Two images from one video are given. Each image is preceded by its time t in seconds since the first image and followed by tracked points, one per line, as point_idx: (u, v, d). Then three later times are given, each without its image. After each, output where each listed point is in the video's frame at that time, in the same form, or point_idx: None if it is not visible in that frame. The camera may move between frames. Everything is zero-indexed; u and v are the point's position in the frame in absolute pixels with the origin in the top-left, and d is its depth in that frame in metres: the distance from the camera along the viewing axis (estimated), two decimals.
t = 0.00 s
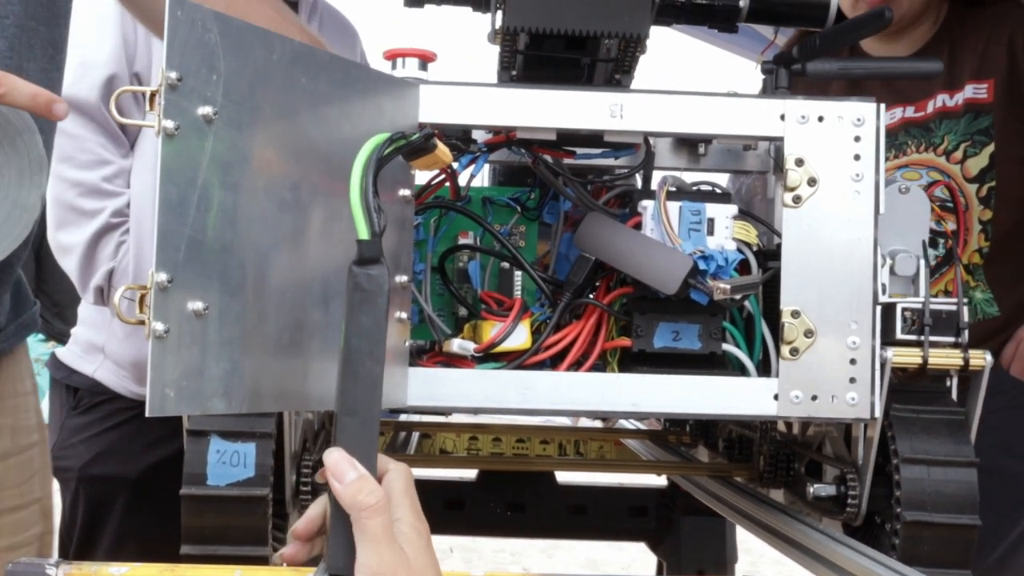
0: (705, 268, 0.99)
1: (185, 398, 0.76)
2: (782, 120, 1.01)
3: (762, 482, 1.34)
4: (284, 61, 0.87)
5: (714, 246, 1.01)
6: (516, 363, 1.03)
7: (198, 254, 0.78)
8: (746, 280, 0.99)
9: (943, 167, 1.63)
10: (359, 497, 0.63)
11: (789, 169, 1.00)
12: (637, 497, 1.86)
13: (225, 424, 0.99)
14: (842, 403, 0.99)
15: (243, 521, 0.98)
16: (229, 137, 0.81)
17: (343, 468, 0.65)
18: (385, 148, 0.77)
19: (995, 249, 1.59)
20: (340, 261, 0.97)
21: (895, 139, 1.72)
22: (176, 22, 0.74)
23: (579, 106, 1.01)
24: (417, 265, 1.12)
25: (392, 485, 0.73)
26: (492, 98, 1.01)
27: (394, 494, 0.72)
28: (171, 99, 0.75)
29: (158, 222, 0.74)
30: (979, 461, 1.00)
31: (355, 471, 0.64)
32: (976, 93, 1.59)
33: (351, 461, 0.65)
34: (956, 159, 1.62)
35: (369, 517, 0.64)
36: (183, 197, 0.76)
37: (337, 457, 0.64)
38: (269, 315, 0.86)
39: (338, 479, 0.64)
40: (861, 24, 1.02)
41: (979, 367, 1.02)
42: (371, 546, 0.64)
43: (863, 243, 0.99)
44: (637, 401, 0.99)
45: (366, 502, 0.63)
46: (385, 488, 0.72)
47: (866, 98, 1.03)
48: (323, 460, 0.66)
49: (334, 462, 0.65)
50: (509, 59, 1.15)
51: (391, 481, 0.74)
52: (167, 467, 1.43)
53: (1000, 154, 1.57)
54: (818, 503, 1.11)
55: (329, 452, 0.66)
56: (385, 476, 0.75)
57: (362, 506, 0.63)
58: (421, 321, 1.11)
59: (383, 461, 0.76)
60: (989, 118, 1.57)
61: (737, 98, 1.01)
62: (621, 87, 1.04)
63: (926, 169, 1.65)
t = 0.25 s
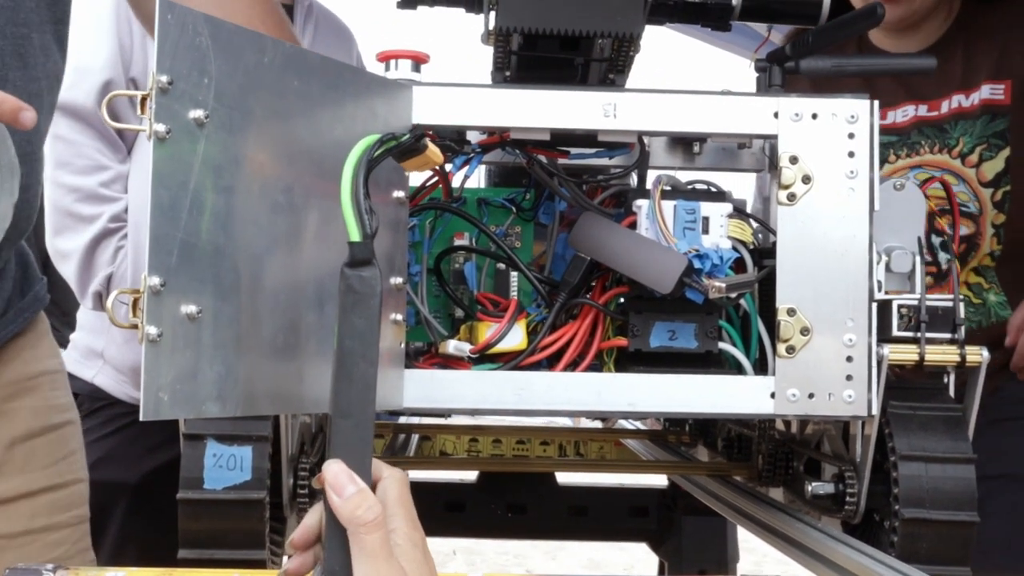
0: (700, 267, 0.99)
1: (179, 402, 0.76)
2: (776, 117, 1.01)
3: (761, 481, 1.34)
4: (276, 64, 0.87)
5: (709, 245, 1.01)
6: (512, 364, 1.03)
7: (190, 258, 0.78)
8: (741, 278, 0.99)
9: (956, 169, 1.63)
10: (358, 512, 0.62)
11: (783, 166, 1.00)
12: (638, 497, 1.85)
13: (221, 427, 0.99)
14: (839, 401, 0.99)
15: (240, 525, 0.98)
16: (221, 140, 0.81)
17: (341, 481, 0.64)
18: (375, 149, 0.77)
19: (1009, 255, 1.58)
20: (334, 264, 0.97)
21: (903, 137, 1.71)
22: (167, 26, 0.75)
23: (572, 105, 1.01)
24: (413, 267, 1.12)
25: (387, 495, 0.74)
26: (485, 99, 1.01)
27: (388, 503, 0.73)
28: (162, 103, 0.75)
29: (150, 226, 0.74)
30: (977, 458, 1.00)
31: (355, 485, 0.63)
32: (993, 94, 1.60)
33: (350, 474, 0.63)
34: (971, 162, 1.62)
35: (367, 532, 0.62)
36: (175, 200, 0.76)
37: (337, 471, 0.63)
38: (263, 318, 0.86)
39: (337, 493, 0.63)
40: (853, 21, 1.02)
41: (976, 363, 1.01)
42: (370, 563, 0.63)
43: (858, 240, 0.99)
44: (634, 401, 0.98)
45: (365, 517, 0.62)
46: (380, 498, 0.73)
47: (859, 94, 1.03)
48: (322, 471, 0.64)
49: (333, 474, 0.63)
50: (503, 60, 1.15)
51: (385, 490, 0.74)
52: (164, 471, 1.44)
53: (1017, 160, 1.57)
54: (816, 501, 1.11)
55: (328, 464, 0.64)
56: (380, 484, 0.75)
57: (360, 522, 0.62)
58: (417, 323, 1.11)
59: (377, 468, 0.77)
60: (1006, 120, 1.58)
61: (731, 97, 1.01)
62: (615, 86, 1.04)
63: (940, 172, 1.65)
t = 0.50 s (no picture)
0: (701, 266, 0.98)
1: (178, 402, 0.76)
2: (776, 116, 1.01)
3: (762, 481, 1.33)
4: (275, 63, 0.87)
5: (709, 244, 1.01)
6: (513, 363, 1.02)
7: (189, 257, 0.78)
8: (742, 277, 0.98)
9: (1013, 207, 1.69)
10: (358, 513, 0.62)
11: (784, 165, 1.00)
12: (638, 497, 1.85)
13: (220, 428, 0.98)
14: (840, 400, 0.99)
15: (239, 525, 0.98)
16: (220, 140, 0.81)
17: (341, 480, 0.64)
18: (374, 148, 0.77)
19: None
20: (334, 263, 0.97)
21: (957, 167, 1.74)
22: (165, 25, 0.74)
23: (572, 104, 1.00)
24: (412, 267, 1.12)
25: (387, 494, 0.74)
26: (484, 98, 1.00)
27: (388, 503, 0.73)
28: (161, 102, 0.74)
29: (149, 226, 0.74)
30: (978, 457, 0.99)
31: (355, 485, 0.63)
32: None
33: (350, 474, 0.63)
34: None
35: (366, 532, 0.62)
36: (174, 200, 0.76)
37: (337, 470, 0.62)
38: (263, 318, 0.86)
39: (337, 493, 0.62)
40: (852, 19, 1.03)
41: (977, 363, 1.01)
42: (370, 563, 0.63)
43: (859, 239, 0.99)
44: (634, 401, 0.98)
45: (364, 518, 0.62)
46: (379, 498, 0.72)
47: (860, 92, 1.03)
48: (322, 471, 0.64)
49: (333, 474, 0.63)
50: (502, 59, 1.15)
51: (385, 490, 0.74)
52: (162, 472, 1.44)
53: None
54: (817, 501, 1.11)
55: (328, 463, 0.64)
56: (380, 483, 0.75)
57: (359, 522, 0.62)
58: (417, 322, 1.11)
59: (377, 467, 0.76)
60: None
61: (732, 95, 1.01)
62: (615, 85, 1.03)
63: (995, 208, 1.70)
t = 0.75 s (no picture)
0: (702, 266, 0.98)
1: (179, 402, 0.76)
2: (778, 116, 1.01)
3: (763, 481, 1.33)
4: (276, 62, 0.87)
5: (711, 244, 1.01)
6: (514, 364, 1.02)
7: (190, 256, 0.78)
8: (743, 277, 0.98)
9: None
10: (358, 513, 0.62)
11: (786, 165, 0.99)
12: (638, 498, 1.85)
13: (221, 428, 0.98)
14: (842, 400, 0.98)
15: (240, 525, 0.98)
16: (221, 139, 0.81)
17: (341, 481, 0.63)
18: (377, 148, 0.77)
19: None
20: (335, 264, 0.96)
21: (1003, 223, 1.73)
22: (167, 23, 0.74)
23: (573, 104, 1.00)
24: (413, 267, 1.12)
25: (388, 495, 0.73)
26: (485, 98, 1.00)
27: (390, 504, 0.73)
28: (162, 101, 0.74)
29: (151, 225, 0.74)
30: (979, 457, 0.99)
31: (355, 485, 0.62)
32: None
33: (351, 474, 0.63)
34: None
35: (367, 534, 0.62)
36: (175, 200, 0.75)
37: (337, 471, 0.62)
38: (263, 317, 0.86)
39: (338, 493, 0.62)
40: (851, 19, 1.05)
41: (980, 363, 1.01)
42: (371, 564, 0.63)
43: (860, 239, 0.99)
44: (635, 400, 0.98)
45: (365, 519, 0.62)
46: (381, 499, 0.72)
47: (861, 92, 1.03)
48: (323, 471, 0.64)
49: (334, 474, 0.63)
50: (503, 59, 1.15)
51: (387, 490, 0.74)
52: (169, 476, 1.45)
53: None
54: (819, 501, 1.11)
55: (329, 464, 0.64)
56: (381, 484, 0.75)
57: (360, 523, 0.62)
58: (418, 322, 1.11)
59: (379, 468, 0.76)
60: None
61: (733, 95, 1.01)
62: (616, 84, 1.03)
63: None
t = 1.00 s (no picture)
0: (705, 267, 0.99)
1: (182, 403, 0.76)
2: (780, 117, 1.00)
3: (764, 483, 1.33)
4: (278, 63, 0.86)
5: (713, 245, 1.01)
6: (516, 365, 1.02)
7: (193, 257, 0.77)
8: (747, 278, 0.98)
9: None
10: (361, 515, 0.61)
11: (788, 166, 0.99)
12: (639, 500, 1.85)
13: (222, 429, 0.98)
14: (844, 401, 0.98)
15: (242, 527, 0.98)
16: (223, 140, 0.81)
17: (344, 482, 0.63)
18: (380, 149, 0.77)
19: None
20: (337, 265, 0.96)
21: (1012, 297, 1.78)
22: (169, 24, 0.74)
23: (575, 105, 1.00)
24: (415, 268, 1.12)
25: (391, 496, 0.73)
26: (487, 99, 1.00)
27: (392, 505, 0.73)
28: (165, 102, 0.74)
29: (154, 227, 0.74)
30: (981, 458, 0.99)
31: (358, 487, 0.62)
32: None
33: (354, 476, 0.63)
34: None
35: (369, 535, 0.62)
36: (178, 201, 0.75)
37: (341, 472, 0.62)
38: (265, 318, 0.85)
39: (341, 495, 0.62)
40: (854, 19, 1.05)
41: (982, 364, 1.02)
42: (374, 565, 0.62)
43: (862, 239, 0.99)
44: (638, 401, 0.98)
45: (368, 520, 0.62)
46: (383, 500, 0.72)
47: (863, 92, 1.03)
48: (326, 473, 0.64)
49: (337, 476, 0.63)
50: (505, 60, 1.14)
51: (389, 491, 0.74)
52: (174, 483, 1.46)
53: None
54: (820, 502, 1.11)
55: (332, 466, 0.63)
56: (384, 485, 0.75)
57: (362, 525, 0.62)
58: (420, 323, 1.11)
59: (381, 469, 0.76)
60: None
61: (736, 96, 1.00)
62: (618, 85, 1.03)
63: None
